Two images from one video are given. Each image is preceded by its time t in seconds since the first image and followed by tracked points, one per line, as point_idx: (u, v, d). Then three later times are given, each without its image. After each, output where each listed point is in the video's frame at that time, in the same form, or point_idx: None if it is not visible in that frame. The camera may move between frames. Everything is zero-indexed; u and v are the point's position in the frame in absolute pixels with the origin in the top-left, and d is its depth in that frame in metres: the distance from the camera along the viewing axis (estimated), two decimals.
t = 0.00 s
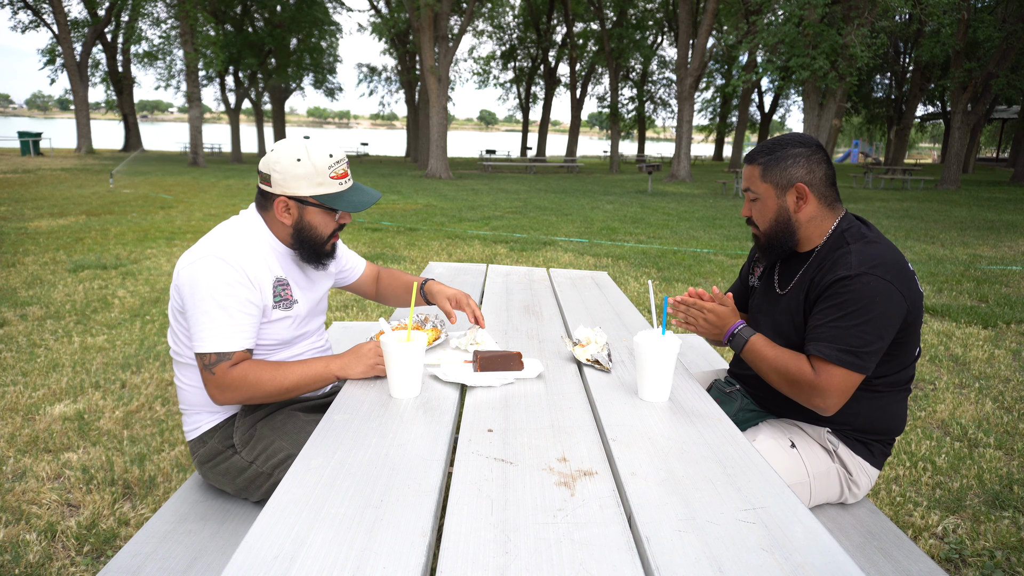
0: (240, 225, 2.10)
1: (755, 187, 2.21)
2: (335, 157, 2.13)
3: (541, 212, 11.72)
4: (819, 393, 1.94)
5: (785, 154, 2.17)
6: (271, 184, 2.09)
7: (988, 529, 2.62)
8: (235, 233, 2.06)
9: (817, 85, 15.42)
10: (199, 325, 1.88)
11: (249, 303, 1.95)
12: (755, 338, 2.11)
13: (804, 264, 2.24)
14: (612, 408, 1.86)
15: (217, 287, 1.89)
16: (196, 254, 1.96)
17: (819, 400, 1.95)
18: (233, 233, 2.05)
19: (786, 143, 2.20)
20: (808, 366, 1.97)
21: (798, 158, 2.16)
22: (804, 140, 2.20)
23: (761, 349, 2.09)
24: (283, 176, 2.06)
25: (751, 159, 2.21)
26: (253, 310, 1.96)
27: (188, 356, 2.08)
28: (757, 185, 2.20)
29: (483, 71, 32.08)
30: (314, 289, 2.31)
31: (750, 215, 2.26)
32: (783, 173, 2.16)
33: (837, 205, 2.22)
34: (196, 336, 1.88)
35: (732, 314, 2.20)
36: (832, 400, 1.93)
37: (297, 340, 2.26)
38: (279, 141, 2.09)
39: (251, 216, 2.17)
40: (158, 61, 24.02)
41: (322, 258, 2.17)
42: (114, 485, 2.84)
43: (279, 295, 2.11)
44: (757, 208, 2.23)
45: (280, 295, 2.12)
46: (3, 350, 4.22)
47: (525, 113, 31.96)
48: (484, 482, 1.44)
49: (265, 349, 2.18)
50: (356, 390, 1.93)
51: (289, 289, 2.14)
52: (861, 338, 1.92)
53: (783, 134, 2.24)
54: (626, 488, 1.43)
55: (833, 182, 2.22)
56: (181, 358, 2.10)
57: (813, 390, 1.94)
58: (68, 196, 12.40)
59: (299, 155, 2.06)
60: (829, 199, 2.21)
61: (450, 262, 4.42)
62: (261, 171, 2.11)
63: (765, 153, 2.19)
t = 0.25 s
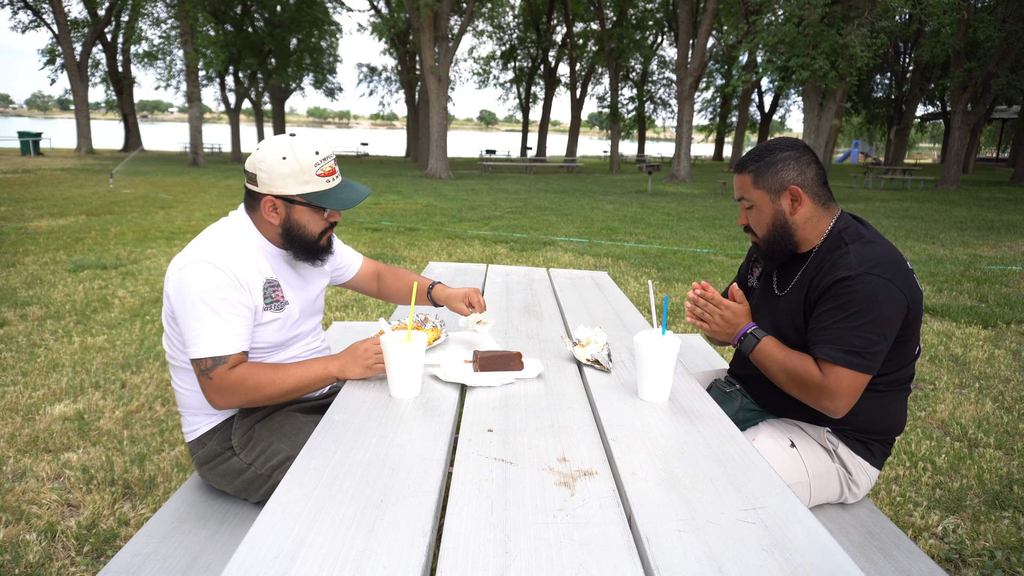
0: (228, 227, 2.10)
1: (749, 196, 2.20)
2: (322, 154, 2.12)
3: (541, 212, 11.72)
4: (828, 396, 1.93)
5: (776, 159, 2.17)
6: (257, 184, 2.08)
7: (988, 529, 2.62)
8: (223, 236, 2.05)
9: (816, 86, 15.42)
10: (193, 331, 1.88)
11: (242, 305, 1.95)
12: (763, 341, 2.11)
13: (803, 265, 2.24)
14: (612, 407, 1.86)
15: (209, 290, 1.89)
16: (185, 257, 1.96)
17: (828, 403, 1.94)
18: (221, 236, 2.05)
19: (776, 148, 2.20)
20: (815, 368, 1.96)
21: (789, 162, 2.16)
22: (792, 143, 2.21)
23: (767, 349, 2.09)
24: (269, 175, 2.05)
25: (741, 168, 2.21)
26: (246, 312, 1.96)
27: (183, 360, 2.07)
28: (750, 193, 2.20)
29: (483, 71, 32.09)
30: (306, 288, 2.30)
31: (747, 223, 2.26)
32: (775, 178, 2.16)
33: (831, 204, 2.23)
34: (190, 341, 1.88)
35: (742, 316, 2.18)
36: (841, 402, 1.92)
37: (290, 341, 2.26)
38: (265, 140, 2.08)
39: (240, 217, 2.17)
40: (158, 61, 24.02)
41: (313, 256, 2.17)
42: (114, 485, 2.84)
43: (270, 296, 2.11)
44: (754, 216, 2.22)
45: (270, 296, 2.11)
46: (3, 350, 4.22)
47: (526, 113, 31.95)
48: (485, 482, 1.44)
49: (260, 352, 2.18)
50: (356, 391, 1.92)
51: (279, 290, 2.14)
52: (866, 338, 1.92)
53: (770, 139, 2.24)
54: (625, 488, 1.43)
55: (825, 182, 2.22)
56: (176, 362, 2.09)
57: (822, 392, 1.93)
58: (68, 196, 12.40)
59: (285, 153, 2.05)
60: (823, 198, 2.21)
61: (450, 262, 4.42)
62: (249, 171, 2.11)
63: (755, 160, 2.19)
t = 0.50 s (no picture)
0: (220, 227, 2.10)
1: (750, 196, 2.20)
2: (317, 158, 2.13)
3: (541, 212, 11.71)
4: (833, 395, 1.92)
5: (776, 159, 2.17)
6: (250, 183, 2.08)
7: (988, 529, 2.62)
8: (216, 235, 2.05)
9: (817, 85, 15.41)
10: (206, 333, 1.90)
11: (246, 300, 1.97)
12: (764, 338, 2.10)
13: (802, 265, 2.24)
14: (612, 407, 1.86)
15: (212, 291, 1.91)
16: (183, 262, 1.97)
17: (832, 402, 1.94)
18: (215, 236, 2.05)
19: (776, 148, 2.20)
20: (820, 367, 1.95)
21: (789, 162, 2.17)
22: (790, 143, 2.22)
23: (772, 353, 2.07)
24: (263, 175, 2.05)
25: (740, 169, 2.21)
26: (251, 306, 1.98)
27: (182, 366, 2.06)
28: (752, 194, 2.19)
29: (484, 72, 32.09)
30: (302, 286, 2.31)
31: (748, 224, 2.25)
32: (776, 178, 2.16)
33: (830, 203, 2.23)
34: (206, 344, 1.90)
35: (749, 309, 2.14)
36: (845, 401, 1.92)
37: (298, 329, 2.28)
38: (259, 142, 2.09)
39: (233, 217, 2.16)
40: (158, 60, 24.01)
41: (306, 256, 2.18)
42: (114, 485, 2.84)
43: (268, 295, 2.12)
44: (755, 216, 2.22)
45: (268, 295, 2.11)
46: (3, 350, 4.22)
47: (526, 113, 31.95)
48: (484, 482, 1.44)
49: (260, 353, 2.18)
50: (356, 390, 1.92)
51: (276, 289, 2.14)
52: (869, 336, 1.92)
53: (768, 140, 2.24)
54: (626, 489, 1.43)
55: (823, 181, 2.23)
56: (174, 369, 2.09)
57: (828, 391, 1.92)
58: (68, 196, 12.40)
59: (281, 155, 2.06)
60: (823, 197, 2.21)
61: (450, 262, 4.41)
62: (241, 169, 2.11)
63: (754, 161, 2.19)
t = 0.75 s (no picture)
0: (217, 227, 2.09)
1: (761, 190, 2.16)
2: (315, 157, 2.14)
3: (541, 212, 11.72)
4: (828, 397, 1.93)
5: (788, 155, 2.15)
6: (248, 182, 2.08)
7: (988, 529, 2.62)
8: (214, 234, 2.05)
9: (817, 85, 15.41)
10: (218, 331, 1.90)
11: (252, 296, 1.97)
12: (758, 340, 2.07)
13: (802, 265, 2.24)
14: (612, 408, 1.86)
15: (219, 288, 1.92)
16: (184, 263, 1.96)
17: (828, 404, 1.94)
18: (212, 236, 2.05)
19: (786, 145, 2.18)
20: (817, 370, 1.95)
21: (800, 159, 2.16)
22: (800, 141, 2.21)
23: (775, 361, 2.03)
24: (261, 174, 2.05)
25: (750, 164, 2.17)
26: (257, 301, 1.99)
27: (183, 366, 2.05)
28: (763, 188, 2.16)
29: (484, 71, 32.09)
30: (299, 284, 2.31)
31: (755, 221, 2.21)
32: (787, 175, 2.15)
33: (833, 204, 2.24)
34: (219, 343, 1.90)
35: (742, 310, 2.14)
36: (841, 402, 1.93)
37: (300, 326, 2.30)
38: (256, 141, 2.09)
39: (229, 217, 2.16)
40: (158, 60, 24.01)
41: (303, 255, 2.18)
42: (114, 485, 2.84)
43: (269, 292, 2.11)
44: (764, 212, 2.18)
45: (269, 291, 2.11)
46: (3, 350, 4.22)
47: (526, 113, 31.96)
48: (484, 482, 1.44)
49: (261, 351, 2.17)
50: (357, 390, 1.93)
51: (276, 286, 2.14)
52: (866, 339, 1.92)
53: (777, 136, 2.23)
54: (626, 488, 1.43)
55: (828, 182, 2.24)
56: (174, 370, 2.07)
57: (824, 393, 1.93)
58: (68, 196, 12.40)
59: (279, 153, 2.06)
60: (828, 198, 2.22)
61: (450, 261, 4.41)
62: (239, 167, 2.11)
63: (765, 156, 2.16)
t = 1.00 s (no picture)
0: (215, 227, 2.09)
1: (768, 181, 2.18)
2: (312, 154, 2.14)
3: (541, 212, 11.72)
4: (820, 395, 1.93)
5: (799, 152, 2.16)
6: (246, 181, 2.09)
7: (988, 528, 2.62)
8: (214, 234, 2.05)
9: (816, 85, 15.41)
10: (216, 332, 1.90)
11: (250, 296, 1.97)
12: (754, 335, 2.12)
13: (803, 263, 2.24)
14: (612, 407, 1.86)
15: (217, 288, 1.92)
16: (182, 263, 1.96)
17: (820, 402, 1.95)
18: (211, 235, 2.05)
19: (800, 141, 2.20)
20: (809, 368, 1.96)
21: (811, 158, 2.16)
22: (815, 140, 2.22)
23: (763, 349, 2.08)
24: (259, 173, 2.06)
25: (763, 153, 2.19)
26: (255, 301, 1.98)
27: (182, 366, 2.05)
28: (771, 178, 2.17)
29: (484, 71, 32.10)
30: (297, 283, 2.30)
31: (756, 209, 2.23)
32: (798, 171, 2.16)
33: (840, 207, 2.24)
34: (216, 344, 1.90)
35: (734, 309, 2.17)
36: (832, 401, 1.93)
37: (298, 325, 2.29)
38: (253, 138, 2.09)
39: (228, 215, 2.16)
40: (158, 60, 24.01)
41: (302, 253, 2.17)
42: (114, 485, 2.84)
43: (267, 291, 2.11)
44: (767, 203, 2.20)
45: (267, 290, 2.10)
46: (3, 350, 4.22)
47: (526, 113, 31.96)
48: (484, 482, 1.44)
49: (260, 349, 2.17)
50: (356, 391, 1.93)
51: (275, 286, 2.13)
52: (862, 338, 1.92)
53: (793, 131, 2.24)
54: (626, 488, 1.43)
55: (838, 184, 2.23)
56: (173, 369, 2.07)
57: (814, 391, 1.94)
58: (68, 196, 12.40)
59: (276, 151, 2.07)
60: (835, 201, 2.22)
61: (450, 261, 4.41)
62: (237, 168, 2.11)
63: (779, 148, 2.17)
